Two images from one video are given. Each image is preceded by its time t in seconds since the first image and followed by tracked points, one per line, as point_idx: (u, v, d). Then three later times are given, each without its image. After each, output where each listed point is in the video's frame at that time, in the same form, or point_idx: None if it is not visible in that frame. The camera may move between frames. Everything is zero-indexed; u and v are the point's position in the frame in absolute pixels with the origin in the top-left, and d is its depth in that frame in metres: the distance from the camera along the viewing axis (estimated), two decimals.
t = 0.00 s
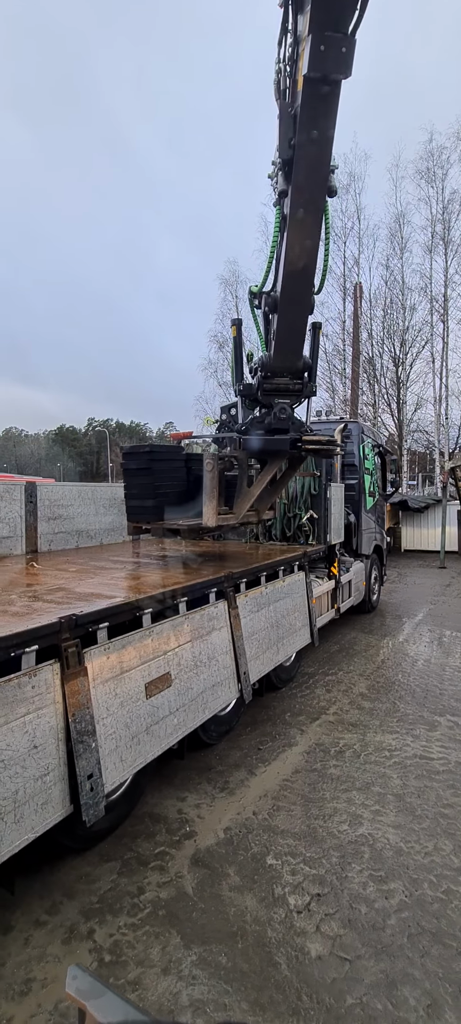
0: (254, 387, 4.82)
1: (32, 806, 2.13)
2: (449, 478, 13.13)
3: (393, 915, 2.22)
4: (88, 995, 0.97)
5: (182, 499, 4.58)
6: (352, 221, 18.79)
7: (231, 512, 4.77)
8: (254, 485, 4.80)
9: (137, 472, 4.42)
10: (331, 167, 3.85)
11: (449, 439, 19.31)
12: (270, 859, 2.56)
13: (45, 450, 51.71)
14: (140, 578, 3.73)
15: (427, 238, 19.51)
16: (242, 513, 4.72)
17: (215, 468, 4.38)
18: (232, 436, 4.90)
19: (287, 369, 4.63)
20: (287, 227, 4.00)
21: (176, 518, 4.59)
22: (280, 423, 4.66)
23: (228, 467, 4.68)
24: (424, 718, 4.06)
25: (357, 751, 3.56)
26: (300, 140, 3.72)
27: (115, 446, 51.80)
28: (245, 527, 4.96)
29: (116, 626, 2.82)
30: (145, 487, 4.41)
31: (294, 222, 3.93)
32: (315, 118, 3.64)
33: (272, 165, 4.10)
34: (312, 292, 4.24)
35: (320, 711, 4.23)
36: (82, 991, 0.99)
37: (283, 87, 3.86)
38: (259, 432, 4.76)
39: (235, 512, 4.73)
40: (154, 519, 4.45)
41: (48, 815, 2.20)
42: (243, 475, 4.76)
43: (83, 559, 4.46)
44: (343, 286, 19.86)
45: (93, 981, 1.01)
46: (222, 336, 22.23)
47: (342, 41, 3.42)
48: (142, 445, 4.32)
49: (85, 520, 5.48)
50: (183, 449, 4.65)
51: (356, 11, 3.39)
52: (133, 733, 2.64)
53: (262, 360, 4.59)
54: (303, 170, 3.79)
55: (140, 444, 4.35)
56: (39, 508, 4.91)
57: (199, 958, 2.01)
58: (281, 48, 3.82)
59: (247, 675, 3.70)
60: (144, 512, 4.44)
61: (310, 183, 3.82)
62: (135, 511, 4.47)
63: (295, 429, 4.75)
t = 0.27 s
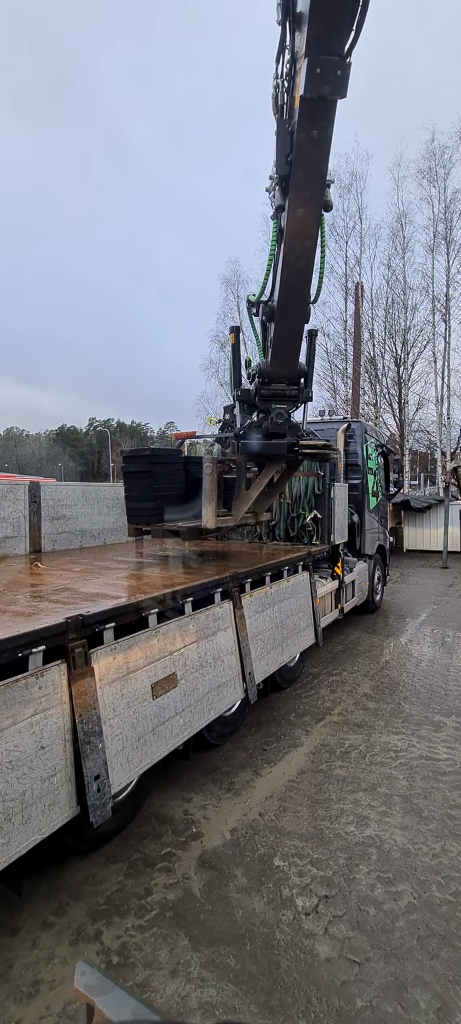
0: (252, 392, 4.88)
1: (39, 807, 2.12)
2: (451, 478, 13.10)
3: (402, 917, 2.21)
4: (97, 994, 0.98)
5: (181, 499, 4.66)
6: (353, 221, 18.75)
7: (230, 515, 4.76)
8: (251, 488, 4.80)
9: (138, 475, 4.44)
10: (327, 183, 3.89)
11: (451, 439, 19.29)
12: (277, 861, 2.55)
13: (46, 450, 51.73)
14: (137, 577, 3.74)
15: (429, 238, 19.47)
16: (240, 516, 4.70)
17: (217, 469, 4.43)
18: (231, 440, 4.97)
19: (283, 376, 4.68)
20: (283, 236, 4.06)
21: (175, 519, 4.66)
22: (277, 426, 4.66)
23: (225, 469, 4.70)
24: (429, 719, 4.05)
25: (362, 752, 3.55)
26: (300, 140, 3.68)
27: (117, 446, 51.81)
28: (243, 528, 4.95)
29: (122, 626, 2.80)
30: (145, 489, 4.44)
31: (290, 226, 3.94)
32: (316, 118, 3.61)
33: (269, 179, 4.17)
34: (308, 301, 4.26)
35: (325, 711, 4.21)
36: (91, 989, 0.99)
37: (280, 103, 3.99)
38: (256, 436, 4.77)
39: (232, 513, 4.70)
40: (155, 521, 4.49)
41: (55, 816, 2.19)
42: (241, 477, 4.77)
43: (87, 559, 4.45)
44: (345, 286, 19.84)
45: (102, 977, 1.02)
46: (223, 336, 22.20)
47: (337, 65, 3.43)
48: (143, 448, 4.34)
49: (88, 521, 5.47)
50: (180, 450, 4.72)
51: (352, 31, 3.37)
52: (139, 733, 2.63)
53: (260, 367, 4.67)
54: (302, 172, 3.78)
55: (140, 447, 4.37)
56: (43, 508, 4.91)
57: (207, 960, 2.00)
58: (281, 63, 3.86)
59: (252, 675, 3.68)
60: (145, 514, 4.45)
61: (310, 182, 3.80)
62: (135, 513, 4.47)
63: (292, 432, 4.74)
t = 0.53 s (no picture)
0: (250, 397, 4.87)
1: (47, 807, 2.11)
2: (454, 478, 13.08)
3: (411, 919, 2.19)
4: (105, 986, 0.99)
5: (182, 501, 4.73)
6: (355, 221, 18.73)
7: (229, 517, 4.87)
8: (250, 490, 4.90)
9: (138, 477, 4.55)
10: (325, 190, 3.91)
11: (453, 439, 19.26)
12: (284, 862, 2.53)
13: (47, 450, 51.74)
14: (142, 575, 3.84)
15: (431, 237, 19.43)
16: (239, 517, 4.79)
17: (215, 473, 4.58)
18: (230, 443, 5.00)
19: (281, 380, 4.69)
20: (281, 243, 4.09)
21: (177, 519, 4.72)
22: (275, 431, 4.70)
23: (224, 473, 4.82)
24: (435, 720, 4.03)
25: (368, 753, 3.54)
26: (300, 140, 3.68)
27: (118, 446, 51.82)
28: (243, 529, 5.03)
29: (128, 626, 2.80)
30: (145, 491, 4.53)
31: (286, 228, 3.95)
32: (316, 119, 3.60)
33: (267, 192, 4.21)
34: (306, 305, 4.28)
35: (330, 712, 4.20)
36: (99, 983, 1.00)
37: (279, 117, 3.98)
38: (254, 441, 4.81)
39: (232, 514, 4.85)
40: (155, 522, 4.55)
41: (62, 817, 2.18)
42: (240, 481, 4.90)
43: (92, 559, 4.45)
44: (347, 286, 19.82)
45: (110, 973, 1.03)
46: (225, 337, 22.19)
47: (333, 87, 3.49)
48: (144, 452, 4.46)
49: (92, 521, 5.47)
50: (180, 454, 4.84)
51: (348, 52, 3.42)
52: (146, 733, 2.62)
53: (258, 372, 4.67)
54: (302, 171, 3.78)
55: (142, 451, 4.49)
56: (47, 508, 4.90)
57: (216, 962, 1.99)
58: (279, 79, 3.88)
59: (257, 675, 3.67)
60: (146, 516, 4.54)
61: (310, 183, 3.79)
62: (136, 516, 4.56)
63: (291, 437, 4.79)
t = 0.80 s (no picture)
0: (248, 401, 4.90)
1: (54, 808, 2.10)
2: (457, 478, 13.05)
3: (419, 921, 2.18)
4: (113, 983, 0.97)
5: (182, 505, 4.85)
6: (357, 221, 18.70)
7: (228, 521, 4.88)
8: (248, 493, 4.89)
9: (140, 481, 4.65)
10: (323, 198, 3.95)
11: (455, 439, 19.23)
12: (291, 863, 2.53)
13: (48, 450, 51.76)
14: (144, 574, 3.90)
15: (433, 237, 19.40)
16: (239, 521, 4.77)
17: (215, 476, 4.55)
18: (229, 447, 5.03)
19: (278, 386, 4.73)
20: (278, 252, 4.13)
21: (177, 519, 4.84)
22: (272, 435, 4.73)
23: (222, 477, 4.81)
24: (440, 720, 4.02)
25: (373, 753, 3.53)
26: (300, 139, 3.65)
27: (119, 446, 51.83)
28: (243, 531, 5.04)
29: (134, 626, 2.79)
30: (147, 495, 4.65)
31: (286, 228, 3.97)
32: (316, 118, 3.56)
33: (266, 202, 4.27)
34: (303, 308, 4.30)
35: (334, 712, 4.19)
36: (108, 979, 0.99)
37: (278, 130, 4.03)
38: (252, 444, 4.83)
39: (231, 518, 4.83)
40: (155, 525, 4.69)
41: (69, 818, 2.17)
42: (238, 483, 4.84)
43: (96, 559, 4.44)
44: (349, 286, 19.80)
45: (118, 969, 1.01)
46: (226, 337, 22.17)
47: (329, 105, 3.53)
48: (145, 458, 4.54)
49: (95, 521, 5.47)
50: (180, 456, 4.92)
51: (345, 67, 3.44)
52: (152, 734, 2.61)
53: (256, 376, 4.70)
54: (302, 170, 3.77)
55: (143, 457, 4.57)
56: (51, 508, 4.90)
57: (223, 964, 1.98)
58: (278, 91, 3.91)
59: (262, 675, 3.67)
60: (148, 518, 4.69)
61: (310, 183, 3.79)
62: (137, 519, 4.70)
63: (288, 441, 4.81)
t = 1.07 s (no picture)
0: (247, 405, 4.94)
1: (60, 808, 2.10)
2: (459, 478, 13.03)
3: (426, 922, 2.18)
4: (119, 978, 0.93)
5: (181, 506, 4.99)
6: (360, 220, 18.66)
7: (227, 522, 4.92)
8: (247, 495, 4.92)
9: (141, 483, 4.79)
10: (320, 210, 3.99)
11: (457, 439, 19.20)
12: (296, 864, 2.52)
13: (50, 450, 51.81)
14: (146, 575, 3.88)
15: (435, 237, 19.36)
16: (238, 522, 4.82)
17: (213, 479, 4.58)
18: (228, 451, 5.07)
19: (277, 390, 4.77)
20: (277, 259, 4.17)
21: (176, 519, 4.95)
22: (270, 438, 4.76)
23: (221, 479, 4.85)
24: (445, 720, 4.01)
25: (378, 754, 3.52)
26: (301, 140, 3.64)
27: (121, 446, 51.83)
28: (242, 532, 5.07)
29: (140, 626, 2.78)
30: (147, 497, 4.79)
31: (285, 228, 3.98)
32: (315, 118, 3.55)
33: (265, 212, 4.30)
34: (300, 312, 4.33)
35: (339, 712, 4.19)
36: (115, 975, 0.94)
37: (277, 139, 4.02)
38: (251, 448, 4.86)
39: (230, 520, 4.87)
40: (155, 526, 4.82)
41: (75, 818, 2.17)
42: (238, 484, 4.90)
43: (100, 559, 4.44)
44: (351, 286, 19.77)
45: (126, 965, 0.97)
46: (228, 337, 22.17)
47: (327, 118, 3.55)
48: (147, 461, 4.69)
49: (99, 521, 5.47)
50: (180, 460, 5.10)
51: (342, 79, 3.48)
52: (158, 734, 2.61)
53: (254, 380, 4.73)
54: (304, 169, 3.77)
55: (145, 460, 4.71)
56: (55, 508, 4.89)
57: (231, 966, 1.97)
58: (277, 102, 3.93)
59: (267, 675, 3.66)
60: (148, 519, 4.82)
61: (310, 184, 3.81)
62: (138, 520, 4.83)
63: (286, 444, 4.83)
